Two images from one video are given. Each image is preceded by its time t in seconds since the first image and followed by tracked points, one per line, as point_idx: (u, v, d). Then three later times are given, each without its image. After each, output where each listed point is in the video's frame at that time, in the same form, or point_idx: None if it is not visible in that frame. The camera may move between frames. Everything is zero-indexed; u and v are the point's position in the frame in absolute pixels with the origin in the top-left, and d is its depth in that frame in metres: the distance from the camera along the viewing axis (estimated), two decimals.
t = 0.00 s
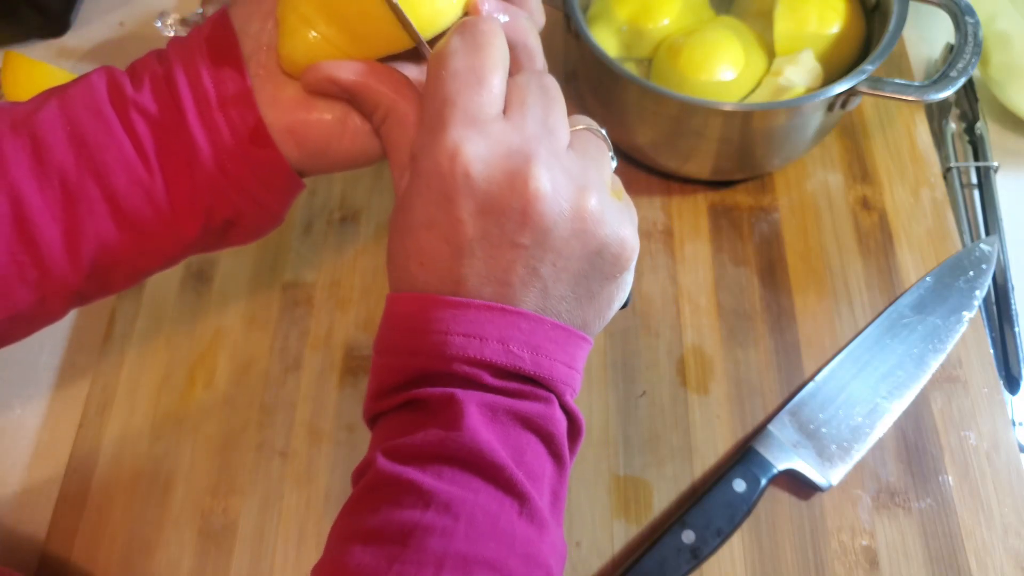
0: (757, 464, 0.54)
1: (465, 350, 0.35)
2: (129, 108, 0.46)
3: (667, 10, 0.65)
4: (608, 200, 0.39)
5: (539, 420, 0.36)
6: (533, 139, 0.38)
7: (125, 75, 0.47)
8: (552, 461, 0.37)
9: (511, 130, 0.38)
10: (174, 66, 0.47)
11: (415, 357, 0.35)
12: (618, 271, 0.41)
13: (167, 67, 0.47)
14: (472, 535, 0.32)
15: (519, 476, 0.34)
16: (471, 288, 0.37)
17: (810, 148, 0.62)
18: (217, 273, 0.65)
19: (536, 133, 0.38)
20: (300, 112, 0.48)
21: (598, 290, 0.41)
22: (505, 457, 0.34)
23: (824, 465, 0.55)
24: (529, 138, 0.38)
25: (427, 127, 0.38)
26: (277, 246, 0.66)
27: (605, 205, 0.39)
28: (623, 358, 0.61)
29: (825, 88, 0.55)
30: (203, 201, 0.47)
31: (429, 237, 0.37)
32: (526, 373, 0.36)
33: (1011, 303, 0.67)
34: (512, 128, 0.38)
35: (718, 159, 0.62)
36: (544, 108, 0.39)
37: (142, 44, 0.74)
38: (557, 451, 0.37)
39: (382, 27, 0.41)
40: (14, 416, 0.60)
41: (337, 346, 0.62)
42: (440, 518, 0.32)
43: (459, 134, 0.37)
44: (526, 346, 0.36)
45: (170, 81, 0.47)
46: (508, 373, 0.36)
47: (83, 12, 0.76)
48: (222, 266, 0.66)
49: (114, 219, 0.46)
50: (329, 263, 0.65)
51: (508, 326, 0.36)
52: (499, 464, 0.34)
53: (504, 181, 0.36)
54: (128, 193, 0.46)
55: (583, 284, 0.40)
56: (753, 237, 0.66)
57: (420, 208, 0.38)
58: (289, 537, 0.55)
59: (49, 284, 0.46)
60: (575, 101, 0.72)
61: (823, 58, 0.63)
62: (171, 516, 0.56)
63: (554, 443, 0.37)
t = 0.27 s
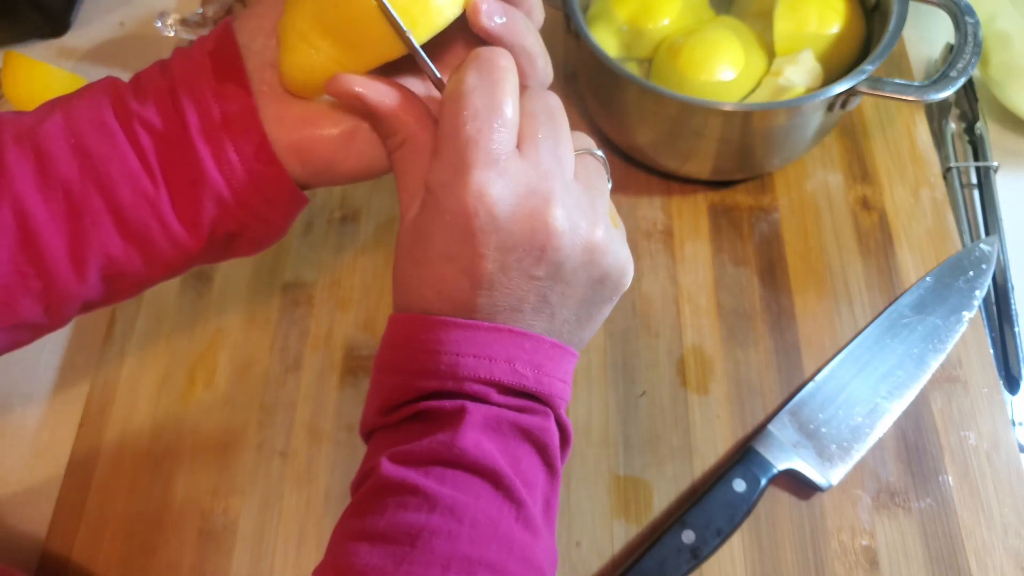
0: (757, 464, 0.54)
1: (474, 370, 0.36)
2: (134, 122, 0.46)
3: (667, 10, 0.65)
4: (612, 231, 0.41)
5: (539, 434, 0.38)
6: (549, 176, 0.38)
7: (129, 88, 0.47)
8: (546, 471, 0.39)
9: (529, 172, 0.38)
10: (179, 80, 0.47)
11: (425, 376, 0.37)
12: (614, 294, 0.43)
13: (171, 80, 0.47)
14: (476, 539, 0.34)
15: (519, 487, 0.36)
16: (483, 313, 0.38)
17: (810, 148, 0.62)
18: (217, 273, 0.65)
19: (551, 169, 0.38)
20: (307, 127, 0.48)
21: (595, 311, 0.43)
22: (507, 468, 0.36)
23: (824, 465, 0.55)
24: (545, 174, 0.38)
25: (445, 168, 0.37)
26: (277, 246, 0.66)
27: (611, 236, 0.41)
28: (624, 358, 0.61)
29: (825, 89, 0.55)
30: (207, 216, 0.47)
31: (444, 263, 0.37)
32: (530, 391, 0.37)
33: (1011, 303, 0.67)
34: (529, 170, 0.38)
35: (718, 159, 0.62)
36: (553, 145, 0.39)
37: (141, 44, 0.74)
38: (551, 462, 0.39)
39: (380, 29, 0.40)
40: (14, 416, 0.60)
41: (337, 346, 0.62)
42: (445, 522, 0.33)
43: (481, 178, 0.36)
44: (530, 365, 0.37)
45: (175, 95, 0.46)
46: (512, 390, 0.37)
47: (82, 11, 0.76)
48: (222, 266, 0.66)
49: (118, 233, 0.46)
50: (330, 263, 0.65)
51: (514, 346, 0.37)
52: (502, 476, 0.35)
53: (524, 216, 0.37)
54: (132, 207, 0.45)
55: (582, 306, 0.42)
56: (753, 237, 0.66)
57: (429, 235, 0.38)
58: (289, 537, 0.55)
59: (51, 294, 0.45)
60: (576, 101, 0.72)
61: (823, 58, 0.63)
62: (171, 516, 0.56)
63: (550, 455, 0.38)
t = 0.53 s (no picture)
0: (757, 464, 0.54)
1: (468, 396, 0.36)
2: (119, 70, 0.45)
3: (667, 10, 0.65)
4: (601, 239, 0.40)
5: (541, 461, 0.38)
6: (534, 191, 0.37)
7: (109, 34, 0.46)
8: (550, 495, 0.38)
9: (515, 194, 0.37)
10: (164, 25, 0.46)
11: (417, 405, 0.36)
12: (607, 301, 0.43)
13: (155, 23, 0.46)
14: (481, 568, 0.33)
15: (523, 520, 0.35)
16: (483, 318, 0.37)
17: (810, 148, 0.62)
18: (217, 273, 0.65)
19: (538, 183, 0.37)
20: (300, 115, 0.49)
21: (591, 322, 0.43)
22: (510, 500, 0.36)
23: (824, 465, 0.55)
24: (530, 189, 0.37)
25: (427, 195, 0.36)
26: (277, 246, 0.66)
27: (599, 246, 0.40)
28: (623, 358, 0.61)
29: (825, 88, 0.55)
30: (196, 160, 0.48)
31: (429, 285, 0.37)
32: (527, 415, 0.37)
33: (1011, 303, 0.67)
34: (513, 187, 0.37)
35: (718, 159, 0.62)
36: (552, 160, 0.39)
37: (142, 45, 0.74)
38: (554, 486, 0.38)
39: None
40: (15, 416, 0.60)
41: (337, 345, 0.62)
42: (449, 558, 0.33)
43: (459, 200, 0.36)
44: (527, 388, 0.37)
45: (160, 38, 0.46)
46: (509, 415, 0.37)
47: (83, 11, 0.76)
48: (222, 265, 0.66)
49: (108, 178, 0.46)
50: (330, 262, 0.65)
51: (509, 370, 0.37)
52: (505, 508, 0.35)
53: (503, 240, 0.36)
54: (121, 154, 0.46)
55: (578, 320, 0.42)
56: (753, 237, 0.66)
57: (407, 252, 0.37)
58: (289, 537, 0.55)
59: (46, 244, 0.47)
60: (575, 101, 0.72)
61: (823, 58, 0.63)
62: (171, 515, 0.56)
63: (552, 480, 0.38)
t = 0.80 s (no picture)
0: (757, 464, 0.54)
1: (476, 308, 0.31)
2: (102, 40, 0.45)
3: (667, 10, 0.65)
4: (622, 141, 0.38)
5: (555, 410, 0.32)
6: (556, 68, 0.35)
7: None
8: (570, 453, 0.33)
9: (537, 54, 0.35)
10: None
11: (419, 319, 0.31)
12: (628, 219, 0.38)
13: None
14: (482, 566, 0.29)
15: (534, 486, 0.30)
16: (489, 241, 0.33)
17: (810, 148, 0.62)
18: (217, 272, 0.65)
19: (562, 58, 0.36)
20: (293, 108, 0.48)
21: (612, 241, 0.37)
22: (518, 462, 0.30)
23: (823, 465, 0.55)
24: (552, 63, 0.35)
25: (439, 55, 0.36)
26: (277, 246, 0.66)
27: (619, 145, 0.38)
28: (623, 358, 0.61)
29: (825, 89, 0.55)
30: (181, 123, 0.49)
31: (437, 164, 0.34)
32: (545, 336, 0.31)
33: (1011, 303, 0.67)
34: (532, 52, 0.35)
35: (718, 159, 0.62)
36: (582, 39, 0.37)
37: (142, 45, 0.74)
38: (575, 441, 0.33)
39: None
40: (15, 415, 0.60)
41: (337, 345, 0.62)
42: (445, 548, 0.28)
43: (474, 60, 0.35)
44: (545, 304, 0.32)
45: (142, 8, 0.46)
46: (525, 335, 0.31)
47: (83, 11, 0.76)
48: (222, 265, 0.66)
49: (96, 144, 0.47)
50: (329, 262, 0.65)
51: (524, 280, 0.31)
52: (512, 472, 0.29)
53: (512, 100, 0.34)
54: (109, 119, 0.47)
55: (599, 234, 0.36)
56: (753, 237, 0.66)
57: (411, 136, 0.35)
58: (289, 537, 0.55)
59: (35, 207, 0.48)
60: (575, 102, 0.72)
61: (822, 58, 0.63)
62: (171, 515, 0.56)
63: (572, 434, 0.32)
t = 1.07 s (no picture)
0: (757, 464, 0.54)
1: (447, 273, 0.33)
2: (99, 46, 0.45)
3: (667, 10, 0.65)
4: (582, 112, 0.40)
5: (527, 384, 0.33)
6: (507, 46, 0.39)
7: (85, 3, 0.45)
8: (547, 429, 0.34)
9: (490, 33, 0.39)
10: None
11: (392, 289, 0.33)
12: (600, 188, 0.39)
13: None
14: (455, 545, 0.30)
15: (506, 460, 0.31)
16: (450, 211, 0.35)
17: (810, 148, 0.62)
18: (217, 272, 0.65)
19: (513, 36, 0.40)
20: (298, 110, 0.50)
21: (583, 210, 0.38)
22: (490, 436, 0.32)
23: (823, 465, 0.55)
24: (503, 43, 0.39)
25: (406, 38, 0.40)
26: (277, 246, 0.66)
27: (579, 114, 0.39)
28: (624, 358, 0.61)
29: (825, 89, 0.55)
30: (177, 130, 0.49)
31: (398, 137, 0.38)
32: (516, 301, 0.33)
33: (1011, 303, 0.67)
34: (485, 32, 0.39)
35: (718, 159, 0.62)
36: (532, 22, 0.41)
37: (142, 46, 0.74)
38: (551, 417, 0.34)
39: None
40: (14, 415, 0.60)
41: (337, 345, 0.62)
42: (418, 528, 0.30)
43: (432, 39, 0.39)
44: (515, 270, 0.34)
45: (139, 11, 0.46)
46: (496, 301, 0.33)
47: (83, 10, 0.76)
48: (222, 265, 0.66)
49: (92, 149, 0.48)
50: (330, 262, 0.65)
51: (493, 250, 0.34)
52: (482, 446, 0.31)
53: (465, 72, 0.38)
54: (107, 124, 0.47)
55: (564, 201, 0.38)
56: (753, 237, 0.66)
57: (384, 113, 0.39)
58: (289, 537, 0.55)
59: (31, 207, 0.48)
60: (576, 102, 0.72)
61: (822, 58, 0.63)
62: (171, 515, 0.56)
63: (547, 410, 0.34)
